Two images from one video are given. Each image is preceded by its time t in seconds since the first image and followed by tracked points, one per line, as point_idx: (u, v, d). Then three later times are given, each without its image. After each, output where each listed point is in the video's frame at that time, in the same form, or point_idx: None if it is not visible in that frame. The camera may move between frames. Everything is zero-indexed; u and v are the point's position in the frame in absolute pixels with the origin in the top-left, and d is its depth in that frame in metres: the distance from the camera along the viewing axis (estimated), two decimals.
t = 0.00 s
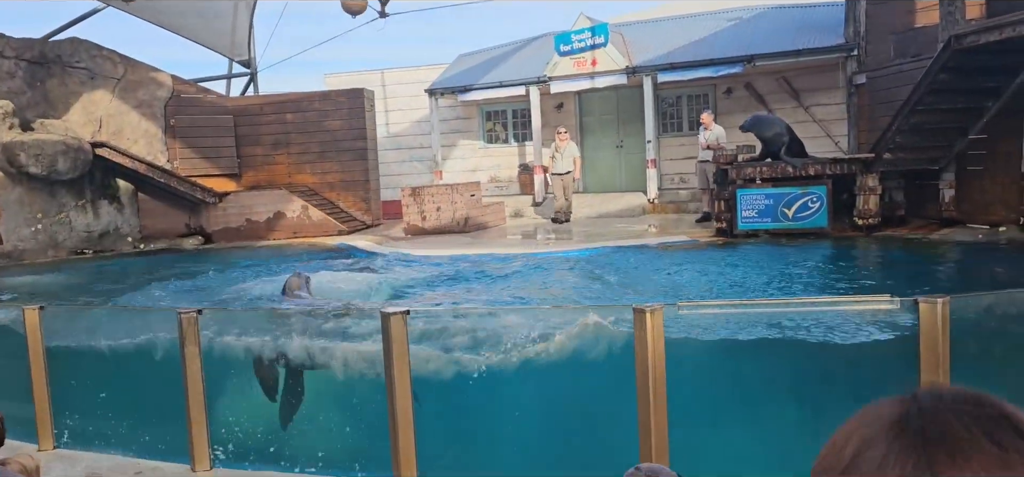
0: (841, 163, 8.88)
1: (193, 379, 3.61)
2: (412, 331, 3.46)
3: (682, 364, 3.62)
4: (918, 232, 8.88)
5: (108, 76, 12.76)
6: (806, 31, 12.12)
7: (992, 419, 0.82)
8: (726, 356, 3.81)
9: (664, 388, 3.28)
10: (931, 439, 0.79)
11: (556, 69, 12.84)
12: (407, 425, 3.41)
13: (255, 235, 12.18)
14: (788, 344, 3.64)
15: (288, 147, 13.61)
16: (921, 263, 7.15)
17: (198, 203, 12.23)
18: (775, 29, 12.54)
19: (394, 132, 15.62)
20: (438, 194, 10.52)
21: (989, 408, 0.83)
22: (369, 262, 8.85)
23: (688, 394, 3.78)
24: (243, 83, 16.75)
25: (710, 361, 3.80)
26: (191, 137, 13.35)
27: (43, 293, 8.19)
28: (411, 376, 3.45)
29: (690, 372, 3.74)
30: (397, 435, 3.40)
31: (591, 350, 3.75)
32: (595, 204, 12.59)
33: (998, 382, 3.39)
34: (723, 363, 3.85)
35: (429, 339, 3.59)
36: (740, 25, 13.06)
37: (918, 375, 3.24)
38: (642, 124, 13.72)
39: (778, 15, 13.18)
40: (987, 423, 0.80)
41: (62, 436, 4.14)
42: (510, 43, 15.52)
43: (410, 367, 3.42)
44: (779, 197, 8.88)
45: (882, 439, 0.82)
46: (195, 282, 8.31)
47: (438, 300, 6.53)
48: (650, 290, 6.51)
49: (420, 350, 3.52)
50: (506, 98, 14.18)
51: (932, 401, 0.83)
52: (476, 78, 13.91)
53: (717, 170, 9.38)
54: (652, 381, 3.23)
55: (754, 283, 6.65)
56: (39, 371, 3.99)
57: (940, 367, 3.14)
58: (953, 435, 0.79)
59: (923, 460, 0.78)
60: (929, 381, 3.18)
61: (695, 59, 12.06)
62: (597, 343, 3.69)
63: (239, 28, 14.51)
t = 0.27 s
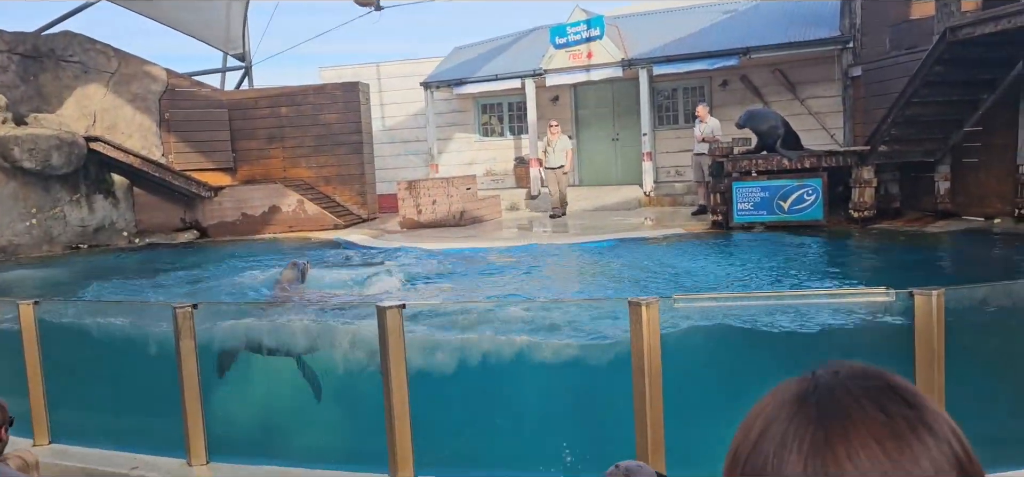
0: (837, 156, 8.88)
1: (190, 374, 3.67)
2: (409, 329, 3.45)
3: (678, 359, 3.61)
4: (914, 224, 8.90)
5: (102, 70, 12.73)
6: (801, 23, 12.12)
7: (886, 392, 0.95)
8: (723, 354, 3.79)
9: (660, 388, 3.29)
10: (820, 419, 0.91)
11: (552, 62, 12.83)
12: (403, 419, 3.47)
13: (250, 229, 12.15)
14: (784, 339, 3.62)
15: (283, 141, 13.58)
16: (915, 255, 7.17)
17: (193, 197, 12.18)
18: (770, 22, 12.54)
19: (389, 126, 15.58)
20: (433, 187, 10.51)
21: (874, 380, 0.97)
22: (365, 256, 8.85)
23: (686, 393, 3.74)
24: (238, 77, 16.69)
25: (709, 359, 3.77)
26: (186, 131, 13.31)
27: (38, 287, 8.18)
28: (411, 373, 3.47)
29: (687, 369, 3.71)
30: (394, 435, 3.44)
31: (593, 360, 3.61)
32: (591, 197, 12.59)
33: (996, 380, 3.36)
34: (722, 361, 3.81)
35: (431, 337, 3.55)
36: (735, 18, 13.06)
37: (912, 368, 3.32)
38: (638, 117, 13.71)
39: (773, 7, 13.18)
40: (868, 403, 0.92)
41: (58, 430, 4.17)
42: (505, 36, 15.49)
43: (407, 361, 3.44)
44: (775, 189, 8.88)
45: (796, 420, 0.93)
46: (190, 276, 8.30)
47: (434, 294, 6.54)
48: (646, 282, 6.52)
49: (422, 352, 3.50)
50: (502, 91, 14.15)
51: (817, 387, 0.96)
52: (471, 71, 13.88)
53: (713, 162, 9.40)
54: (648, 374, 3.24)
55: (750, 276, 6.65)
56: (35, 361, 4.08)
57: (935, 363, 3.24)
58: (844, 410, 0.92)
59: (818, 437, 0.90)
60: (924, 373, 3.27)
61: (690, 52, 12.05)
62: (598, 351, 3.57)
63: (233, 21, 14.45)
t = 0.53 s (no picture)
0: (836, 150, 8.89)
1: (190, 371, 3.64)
2: (408, 319, 3.49)
3: (677, 355, 3.60)
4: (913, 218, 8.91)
5: (100, 65, 12.67)
6: (800, 17, 12.10)
7: (833, 370, 0.93)
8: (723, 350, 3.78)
9: (659, 382, 3.29)
10: (759, 408, 0.91)
11: (551, 57, 12.80)
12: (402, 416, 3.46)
13: (249, 225, 12.13)
14: (783, 335, 3.61)
15: (281, 136, 13.55)
16: (915, 250, 7.16)
17: (191, 192, 12.15)
18: (769, 16, 12.51)
19: (388, 121, 15.55)
20: (431, 182, 10.49)
21: (821, 364, 0.95)
22: (364, 251, 8.84)
23: (686, 389, 3.74)
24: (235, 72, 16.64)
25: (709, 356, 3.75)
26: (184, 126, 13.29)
27: (37, 284, 8.15)
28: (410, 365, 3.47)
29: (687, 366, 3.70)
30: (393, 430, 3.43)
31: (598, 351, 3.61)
32: (590, 191, 12.57)
33: (994, 374, 3.36)
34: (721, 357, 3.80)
35: (429, 329, 3.58)
36: (734, 12, 13.03)
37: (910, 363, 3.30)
38: (637, 111, 13.69)
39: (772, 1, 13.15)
40: (804, 389, 0.90)
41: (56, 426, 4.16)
42: (504, 30, 15.46)
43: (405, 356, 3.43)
44: (774, 183, 8.86)
45: (739, 412, 0.93)
46: (189, 272, 8.27)
47: (433, 289, 6.53)
48: (645, 277, 6.50)
49: (420, 343, 3.53)
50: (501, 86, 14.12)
51: (762, 378, 0.96)
52: (470, 66, 13.84)
53: (712, 157, 9.39)
54: (647, 368, 3.24)
55: (749, 270, 6.63)
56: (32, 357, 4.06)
57: (933, 355, 3.22)
58: (785, 397, 0.91)
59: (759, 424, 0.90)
60: (922, 367, 3.25)
61: (689, 46, 12.02)
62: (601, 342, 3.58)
63: (231, 16, 14.40)
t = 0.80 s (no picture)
0: (838, 149, 8.88)
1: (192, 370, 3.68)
2: (409, 320, 3.47)
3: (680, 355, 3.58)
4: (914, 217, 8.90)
5: (101, 65, 12.67)
6: (802, 16, 12.08)
7: (828, 371, 0.89)
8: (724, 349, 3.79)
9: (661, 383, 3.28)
10: (751, 409, 0.88)
11: (552, 56, 12.80)
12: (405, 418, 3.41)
13: (250, 224, 12.14)
14: (785, 335, 3.61)
15: (283, 135, 13.56)
16: (917, 249, 7.15)
17: (192, 192, 12.16)
18: (770, 15, 12.50)
19: (389, 120, 15.55)
20: (433, 181, 10.48)
21: (817, 366, 0.91)
22: (366, 250, 8.84)
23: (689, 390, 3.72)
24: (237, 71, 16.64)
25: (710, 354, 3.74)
26: (185, 125, 13.30)
27: (39, 283, 8.18)
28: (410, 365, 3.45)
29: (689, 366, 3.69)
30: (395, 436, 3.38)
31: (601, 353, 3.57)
32: (592, 191, 12.56)
33: (995, 373, 3.36)
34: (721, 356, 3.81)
35: (430, 327, 3.57)
36: (736, 10, 13.01)
37: (912, 362, 3.28)
38: (638, 110, 13.68)
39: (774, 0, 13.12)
40: (795, 388, 0.87)
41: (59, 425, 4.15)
42: (506, 29, 15.45)
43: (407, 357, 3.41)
44: (775, 183, 8.86)
45: (741, 413, 0.90)
46: (191, 271, 8.29)
47: (433, 289, 6.52)
48: (646, 276, 6.51)
49: (421, 342, 3.52)
50: (502, 85, 14.12)
51: (759, 383, 0.93)
52: (471, 65, 13.84)
53: (714, 156, 9.39)
54: (648, 368, 3.23)
55: (749, 270, 6.63)
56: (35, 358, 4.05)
57: (935, 355, 3.21)
58: (775, 398, 0.87)
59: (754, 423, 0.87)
60: (924, 367, 3.23)
61: (691, 45, 12.01)
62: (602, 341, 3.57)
63: (232, 15, 14.40)
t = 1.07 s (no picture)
0: (840, 153, 8.88)
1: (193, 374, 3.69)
2: (411, 325, 3.44)
3: (681, 357, 3.59)
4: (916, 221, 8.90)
5: (104, 68, 12.71)
6: (804, 20, 12.09)
7: (838, 377, 0.89)
8: (725, 350, 3.80)
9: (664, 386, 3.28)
10: (762, 413, 0.89)
11: (555, 59, 12.81)
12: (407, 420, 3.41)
13: (253, 227, 12.16)
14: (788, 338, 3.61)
15: (286, 139, 13.58)
16: (920, 253, 7.14)
17: (195, 195, 12.18)
18: (773, 18, 12.51)
19: (392, 123, 15.58)
20: (435, 184, 10.50)
21: (828, 371, 0.91)
22: (368, 254, 8.84)
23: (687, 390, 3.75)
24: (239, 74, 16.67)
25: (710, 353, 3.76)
26: (188, 128, 13.33)
27: (42, 286, 8.18)
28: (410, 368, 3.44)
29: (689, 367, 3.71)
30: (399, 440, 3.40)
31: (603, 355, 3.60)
32: (594, 194, 12.56)
33: (994, 376, 3.37)
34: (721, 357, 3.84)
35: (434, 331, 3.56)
36: (738, 14, 13.03)
37: (918, 365, 3.25)
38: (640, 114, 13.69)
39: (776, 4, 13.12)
40: (802, 394, 0.87)
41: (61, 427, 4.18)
42: (508, 33, 15.47)
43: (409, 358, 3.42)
44: (777, 186, 8.86)
45: (753, 416, 0.91)
46: (193, 274, 8.30)
47: (434, 293, 6.51)
48: (648, 280, 6.51)
49: (421, 346, 3.52)
50: (504, 89, 14.13)
51: (770, 388, 0.94)
52: (474, 69, 13.85)
53: (716, 160, 9.39)
54: (650, 371, 3.23)
55: (752, 274, 6.62)
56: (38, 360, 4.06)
57: (938, 360, 3.18)
58: (781, 402, 0.88)
59: (766, 429, 0.88)
60: (927, 370, 3.20)
61: (693, 49, 12.02)
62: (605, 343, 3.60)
63: (235, 19, 14.42)
